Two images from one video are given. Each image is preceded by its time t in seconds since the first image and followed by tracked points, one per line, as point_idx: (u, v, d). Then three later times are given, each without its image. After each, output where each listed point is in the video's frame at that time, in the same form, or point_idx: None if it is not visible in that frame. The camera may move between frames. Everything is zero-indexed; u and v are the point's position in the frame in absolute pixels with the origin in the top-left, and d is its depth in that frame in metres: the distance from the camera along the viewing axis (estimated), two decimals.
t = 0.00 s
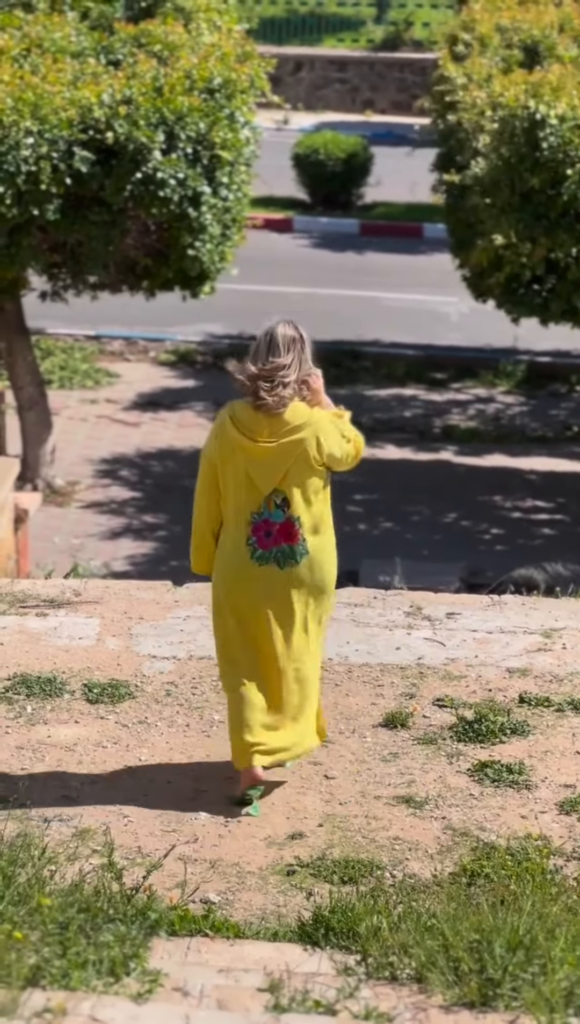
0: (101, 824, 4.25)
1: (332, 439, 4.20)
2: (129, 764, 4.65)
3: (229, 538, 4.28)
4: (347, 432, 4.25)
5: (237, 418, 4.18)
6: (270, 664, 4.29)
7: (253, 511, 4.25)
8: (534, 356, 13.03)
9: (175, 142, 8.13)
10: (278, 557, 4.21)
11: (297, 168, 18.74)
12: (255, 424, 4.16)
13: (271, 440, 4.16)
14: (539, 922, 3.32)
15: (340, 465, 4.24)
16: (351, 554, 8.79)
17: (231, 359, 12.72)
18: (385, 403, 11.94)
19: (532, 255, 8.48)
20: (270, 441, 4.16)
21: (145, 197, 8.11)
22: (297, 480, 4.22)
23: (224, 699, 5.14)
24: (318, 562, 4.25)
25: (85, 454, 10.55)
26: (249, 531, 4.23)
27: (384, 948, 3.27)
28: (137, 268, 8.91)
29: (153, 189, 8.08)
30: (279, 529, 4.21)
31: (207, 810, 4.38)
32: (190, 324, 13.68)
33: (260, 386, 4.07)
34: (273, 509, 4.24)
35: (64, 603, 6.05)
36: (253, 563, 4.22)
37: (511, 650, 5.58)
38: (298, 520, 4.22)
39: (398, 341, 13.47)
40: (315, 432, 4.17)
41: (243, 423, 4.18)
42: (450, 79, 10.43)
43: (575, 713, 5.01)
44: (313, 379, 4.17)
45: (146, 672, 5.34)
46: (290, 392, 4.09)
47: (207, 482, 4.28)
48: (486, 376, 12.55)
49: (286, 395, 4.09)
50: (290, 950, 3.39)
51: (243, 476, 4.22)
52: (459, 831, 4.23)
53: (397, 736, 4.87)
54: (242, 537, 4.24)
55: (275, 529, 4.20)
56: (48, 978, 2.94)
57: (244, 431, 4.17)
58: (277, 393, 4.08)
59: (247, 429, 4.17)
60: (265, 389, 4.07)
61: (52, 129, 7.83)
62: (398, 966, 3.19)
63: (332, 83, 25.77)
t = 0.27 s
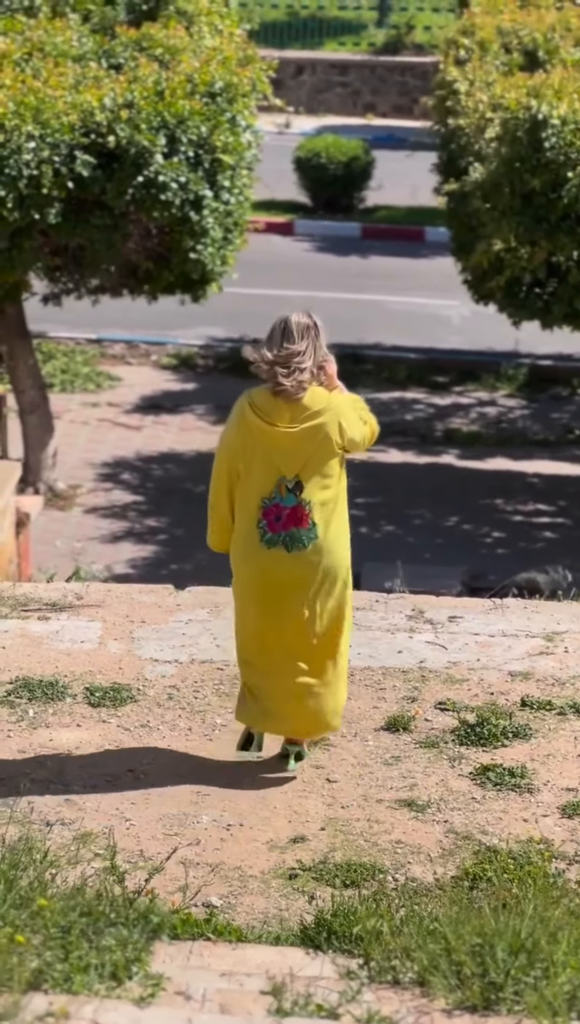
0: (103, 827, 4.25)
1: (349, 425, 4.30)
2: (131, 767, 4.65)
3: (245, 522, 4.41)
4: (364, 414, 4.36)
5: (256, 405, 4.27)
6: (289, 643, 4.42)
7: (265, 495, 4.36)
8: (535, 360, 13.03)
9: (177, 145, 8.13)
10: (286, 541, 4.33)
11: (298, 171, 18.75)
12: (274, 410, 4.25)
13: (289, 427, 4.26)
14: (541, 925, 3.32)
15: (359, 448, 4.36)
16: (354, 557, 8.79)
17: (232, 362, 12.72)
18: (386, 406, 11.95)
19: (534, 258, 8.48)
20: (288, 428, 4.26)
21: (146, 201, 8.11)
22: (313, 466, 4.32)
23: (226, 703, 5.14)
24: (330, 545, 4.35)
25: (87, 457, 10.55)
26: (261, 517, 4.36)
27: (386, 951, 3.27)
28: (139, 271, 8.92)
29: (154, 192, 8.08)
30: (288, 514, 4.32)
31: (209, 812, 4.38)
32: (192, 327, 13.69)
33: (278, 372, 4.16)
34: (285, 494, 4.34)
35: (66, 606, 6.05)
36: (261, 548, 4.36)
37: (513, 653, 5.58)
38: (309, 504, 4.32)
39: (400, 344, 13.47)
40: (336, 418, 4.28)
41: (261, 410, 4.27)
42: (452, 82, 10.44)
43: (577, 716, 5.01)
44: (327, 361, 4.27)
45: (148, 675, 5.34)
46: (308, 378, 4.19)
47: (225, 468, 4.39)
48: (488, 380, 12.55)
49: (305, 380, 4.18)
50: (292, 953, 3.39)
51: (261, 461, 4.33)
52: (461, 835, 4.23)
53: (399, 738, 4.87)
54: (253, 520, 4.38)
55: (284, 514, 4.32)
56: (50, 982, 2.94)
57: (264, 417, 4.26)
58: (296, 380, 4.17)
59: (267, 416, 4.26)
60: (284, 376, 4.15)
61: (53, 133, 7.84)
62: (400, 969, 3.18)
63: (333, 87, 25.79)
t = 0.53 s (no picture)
0: (103, 828, 4.25)
1: (357, 422, 4.43)
2: (131, 769, 4.65)
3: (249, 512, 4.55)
4: (375, 413, 4.49)
5: (269, 398, 4.42)
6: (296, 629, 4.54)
7: (269, 484, 4.49)
8: (534, 361, 13.03)
9: (176, 148, 8.13)
10: (281, 528, 4.46)
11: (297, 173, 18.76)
12: (290, 404, 4.39)
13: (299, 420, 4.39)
14: (542, 928, 3.31)
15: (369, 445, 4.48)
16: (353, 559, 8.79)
17: (232, 364, 12.72)
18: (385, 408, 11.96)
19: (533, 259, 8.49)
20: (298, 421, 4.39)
21: (145, 204, 8.12)
22: (317, 460, 4.45)
23: (225, 704, 5.14)
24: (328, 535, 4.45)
25: (86, 459, 10.55)
26: (261, 505, 4.49)
27: (387, 954, 3.26)
28: (138, 274, 8.91)
29: (153, 195, 8.09)
30: (286, 503, 4.46)
31: (210, 814, 4.37)
32: (191, 330, 13.69)
33: (300, 367, 4.28)
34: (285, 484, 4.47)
35: (66, 608, 6.05)
36: (258, 533, 4.49)
37: (512, 655, 5.58)
38: (306, 495, 4.44)
39: (399, 345, 13.48)
40: (347, 413, 4.41)
41: (274, 401, 4.41)
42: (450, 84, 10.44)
43: (576, 718, 5.01)
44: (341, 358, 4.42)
45: (147, 677, 5.35)
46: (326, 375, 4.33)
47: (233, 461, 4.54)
48: (487, 381, 12.56)
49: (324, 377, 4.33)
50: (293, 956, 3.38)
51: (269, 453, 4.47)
52: (461, 837, 4.23)
53: (398, 740, 4.87)
54: (256, 507, 4.52)
55: (282, 503, 4.45)
56: (50, 985, 2.94)
57: (278, 410, 4.40)
58: (317, 378, 4.31)
59: (278, 409, 4.40)
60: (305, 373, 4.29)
61: (52, 136, 7.84)
62: (401, 972, 3.19)
63: (332, 89, 25.81)
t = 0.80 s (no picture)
0: (99, 834, 4.25)
1: (363, 418, 4.56)
2: (127, 774, 4.65)
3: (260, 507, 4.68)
4: (383, 407, 4.62)
5: (278, 395, 4.56)
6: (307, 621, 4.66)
7: (280, 479, 4.63)
8: (529, 365, 13.04)
9: (171, 153, 8.14)
10: (293, 521, 4.59)
11: (292, 178, 18.77)
12: (298, 401, 4.53)
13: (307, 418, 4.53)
14: (539, 932, 3.30)
15: (376, 440, 4.62)
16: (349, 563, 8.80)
17: (227, 368, 12.73)
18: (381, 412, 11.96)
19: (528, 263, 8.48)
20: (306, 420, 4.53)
21: (140, 209, 8.13)
22: (326, 456, 4.58)
23: (222, 710, 5.14)
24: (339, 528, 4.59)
25: (81, 464, 10.55)
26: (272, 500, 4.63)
27: (384, 958, 3.27)
28: (133, 278, 8.92)
29: (148, 200, 8.10)
30: (298, 498, 4.59)
31: (206, 819, 4.37)
32: (186, 334, 13.69)
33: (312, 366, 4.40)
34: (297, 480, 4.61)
35: (62, 613, 6.04)
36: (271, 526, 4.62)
37: (508, 660, 5.58)
38: (318, 491, 4.58)
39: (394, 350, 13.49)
40: (353, 411, 4.54)
41: (282, 399, 4.55)
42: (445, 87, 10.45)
43: (573, 723, 5.00)
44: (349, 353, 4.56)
45: (143, 683, 5.34)
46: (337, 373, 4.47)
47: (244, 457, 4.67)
48: (482, 385, 12.56)
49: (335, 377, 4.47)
50: (290, 960, 3.38)
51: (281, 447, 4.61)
52: (458, 841, 4.23)
53: (395, 745, 4.87)
54: (267, 501, 4.65)
55: (293, 498, 4.59)
56: (48, 989, 2.95)
57: (287, 408, 4.54)
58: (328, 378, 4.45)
59: (286, 407, 4.54)
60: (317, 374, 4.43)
61: (47, 141, 7.85)
62: (398, 975, 3.18)
63: (326, 93, 25.84)
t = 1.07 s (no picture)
0: (94, 837, 4.25)
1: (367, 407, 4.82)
2: (122, 776, 4.64)
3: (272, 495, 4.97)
4: (386, 399, 4.87)
5: (283, 384, 4.84)
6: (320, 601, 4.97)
7: (291, 469, 4.91)
8: (523, 366, 13.06)
9: (163, 156, 8.14)
10: (308, 511, 4.90)
11: (284, 180, 18.78)
12: (302, 386, 4.80)
13: (311, 406, 4.81)
14: (533, 932, 3.30)
15: (380, 427, 4.87)
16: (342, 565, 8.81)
17: (220, 370, 12.73)
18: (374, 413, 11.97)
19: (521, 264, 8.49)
20: (311, 408, 4.81)
21: (133, 211, 8.13)
22: (333, 442, 4.86)
23: (216, 711, 5.14)
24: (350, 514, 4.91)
25: (75, 466, 10.55)
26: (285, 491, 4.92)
27: (379, 959, 3.27)
28: (126, 281, 8.91)
29: (141, 203, 8.11)
30: (310, 487, 4.89)
31: (201, 821, 4.37)
32: (179, 336, 13.69)
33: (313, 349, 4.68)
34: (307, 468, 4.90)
35: (56, 616, 6.04)
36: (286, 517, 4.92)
37: (503, 660, 5.58)
38: (329, 478, 4.88)
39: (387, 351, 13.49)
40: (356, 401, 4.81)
41: (286, 388, 4.83)
42: (437, 88, 10.45)
43: (567, 723, 5.01)
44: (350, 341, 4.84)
45: (138, 685, 5.34)
46: (338, 358, 4.73)
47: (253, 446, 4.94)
48: (475, 386, 12.58)
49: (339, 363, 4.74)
50: (285, 962, 3.37)
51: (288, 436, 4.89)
52: (453, 842, 4.23)
53: (389, 746, 4.87)
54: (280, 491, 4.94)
55: (306, 487, 4.88)
56: (43, 993, 2.96)
57: (292, 394, 4.81)
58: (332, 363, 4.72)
59: (289, 394, 4.82)
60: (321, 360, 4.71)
61: (40, 143, 7.86)
62: (393, 977, 3.19)
63: (319, 95, 25.84)
